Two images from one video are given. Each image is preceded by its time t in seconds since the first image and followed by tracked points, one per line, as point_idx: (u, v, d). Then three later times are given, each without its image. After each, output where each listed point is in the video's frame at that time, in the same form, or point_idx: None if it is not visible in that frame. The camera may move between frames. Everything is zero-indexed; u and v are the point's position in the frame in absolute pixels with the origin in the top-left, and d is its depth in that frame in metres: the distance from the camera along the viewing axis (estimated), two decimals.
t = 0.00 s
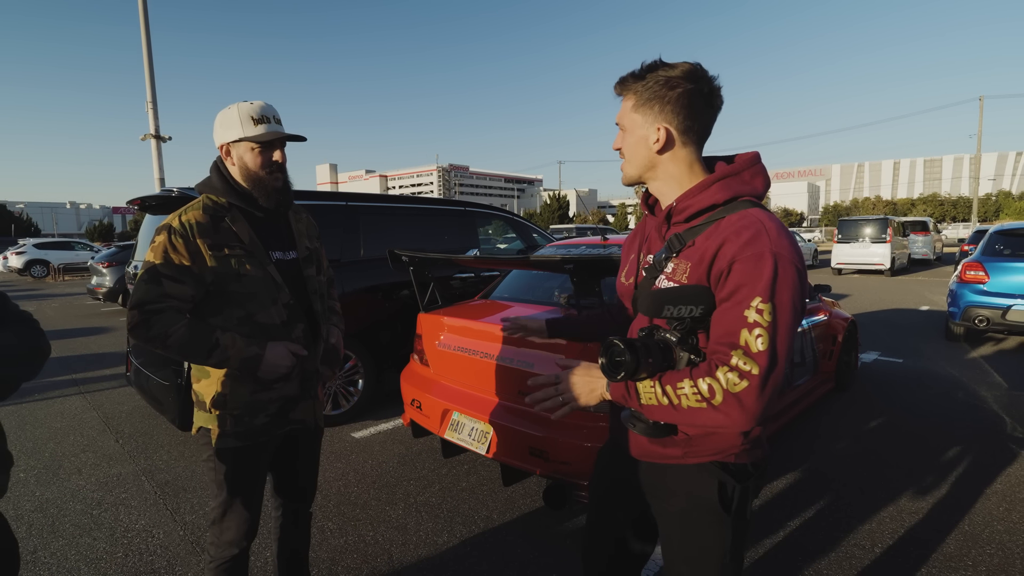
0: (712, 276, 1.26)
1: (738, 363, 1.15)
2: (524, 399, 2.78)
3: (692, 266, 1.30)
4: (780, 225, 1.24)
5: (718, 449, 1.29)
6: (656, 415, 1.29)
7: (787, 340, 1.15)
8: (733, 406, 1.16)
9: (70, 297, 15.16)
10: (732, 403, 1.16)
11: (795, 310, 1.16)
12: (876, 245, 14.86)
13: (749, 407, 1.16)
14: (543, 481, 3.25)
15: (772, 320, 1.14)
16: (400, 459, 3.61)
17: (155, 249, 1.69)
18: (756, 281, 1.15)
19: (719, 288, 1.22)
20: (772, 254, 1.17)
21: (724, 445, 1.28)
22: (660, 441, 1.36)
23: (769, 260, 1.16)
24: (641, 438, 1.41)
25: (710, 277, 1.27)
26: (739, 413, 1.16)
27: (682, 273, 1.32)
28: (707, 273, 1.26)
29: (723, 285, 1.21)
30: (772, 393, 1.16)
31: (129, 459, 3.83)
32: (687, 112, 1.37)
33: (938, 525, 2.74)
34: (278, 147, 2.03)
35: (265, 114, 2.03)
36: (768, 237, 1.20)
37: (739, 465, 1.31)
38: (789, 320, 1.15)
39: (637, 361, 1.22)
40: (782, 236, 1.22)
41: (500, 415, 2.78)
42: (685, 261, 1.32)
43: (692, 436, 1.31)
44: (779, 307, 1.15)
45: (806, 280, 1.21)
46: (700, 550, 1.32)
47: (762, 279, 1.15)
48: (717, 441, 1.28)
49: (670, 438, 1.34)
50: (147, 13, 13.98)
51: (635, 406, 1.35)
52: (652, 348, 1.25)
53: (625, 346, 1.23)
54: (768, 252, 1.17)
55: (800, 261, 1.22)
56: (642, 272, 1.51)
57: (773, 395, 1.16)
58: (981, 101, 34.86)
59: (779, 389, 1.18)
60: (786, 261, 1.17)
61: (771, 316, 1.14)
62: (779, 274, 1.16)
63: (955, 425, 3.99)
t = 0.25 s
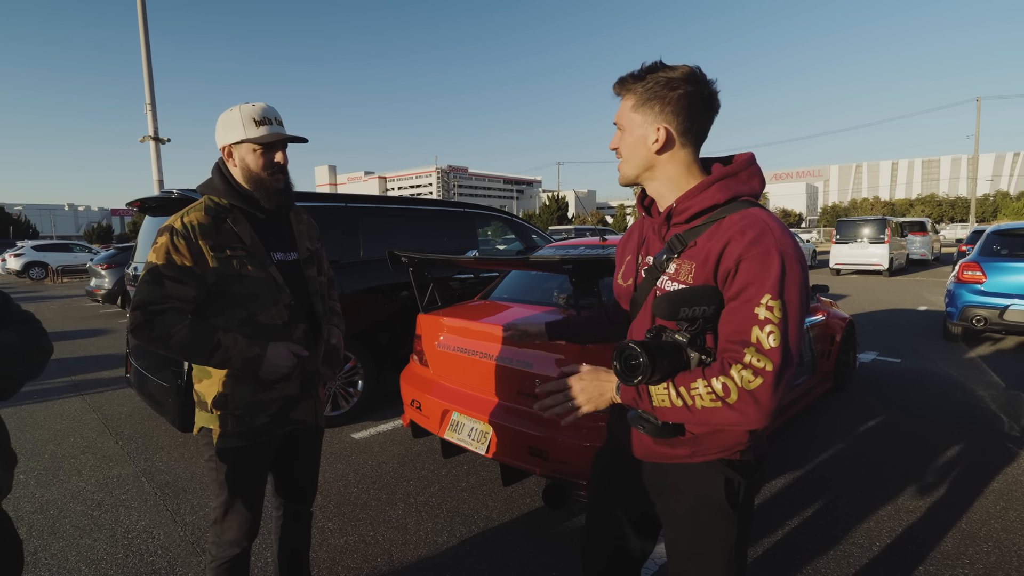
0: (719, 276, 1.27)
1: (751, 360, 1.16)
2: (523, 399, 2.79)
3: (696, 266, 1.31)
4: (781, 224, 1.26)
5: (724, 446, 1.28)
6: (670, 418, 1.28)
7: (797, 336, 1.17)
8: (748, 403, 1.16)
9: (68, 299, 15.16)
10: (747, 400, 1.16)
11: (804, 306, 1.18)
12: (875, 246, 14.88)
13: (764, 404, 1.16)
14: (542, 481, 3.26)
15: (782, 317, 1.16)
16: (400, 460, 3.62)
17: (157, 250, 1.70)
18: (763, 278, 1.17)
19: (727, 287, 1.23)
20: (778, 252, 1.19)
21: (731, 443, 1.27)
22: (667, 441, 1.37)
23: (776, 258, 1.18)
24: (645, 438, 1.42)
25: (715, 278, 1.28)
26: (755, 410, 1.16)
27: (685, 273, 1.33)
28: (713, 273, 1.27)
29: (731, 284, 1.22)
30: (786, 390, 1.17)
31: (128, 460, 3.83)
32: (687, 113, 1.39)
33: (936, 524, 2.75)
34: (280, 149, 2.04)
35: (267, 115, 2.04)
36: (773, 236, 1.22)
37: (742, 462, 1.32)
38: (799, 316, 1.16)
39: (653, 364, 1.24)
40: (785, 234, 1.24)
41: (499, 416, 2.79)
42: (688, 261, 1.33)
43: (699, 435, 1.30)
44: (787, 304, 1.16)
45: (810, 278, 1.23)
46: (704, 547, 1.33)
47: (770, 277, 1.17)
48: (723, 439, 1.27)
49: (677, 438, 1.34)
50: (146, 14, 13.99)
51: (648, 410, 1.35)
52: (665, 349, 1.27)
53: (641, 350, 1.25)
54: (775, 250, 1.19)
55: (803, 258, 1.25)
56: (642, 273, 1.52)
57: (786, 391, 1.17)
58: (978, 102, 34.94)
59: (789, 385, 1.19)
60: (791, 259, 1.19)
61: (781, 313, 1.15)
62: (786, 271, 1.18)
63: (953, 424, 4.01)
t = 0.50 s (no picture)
0: (715, 277, 1.27)
1: (749, 362, 1.16)
2: (522, 399, 2.79)
3: (693, 267, 1.32)
4: (777, 225, 1.27)
5: (719, 446, 1.29)
6: (670, 419, 1.29)
7: (794, 336, 1.17)
8: (746, 405, 1.17)
9: (67, 299, 15.14)
10: (745, 402, 1.17)
11: (799, 306, 1.19)
12: (873, 246, 14.91)
13: (761, 405, 1.17)
14: (541, 481, 3.27)
15: (778, 318, 1.16)
16: (399, 460, 3.62)
17: (157, 251, 1.70)
18: (759, 280, 1.18)
19: (723, 288, 1.24)
20: (774, 253, 1.19)
21: (727, 442, 1.28)
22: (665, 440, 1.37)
23: (772, 260, 1.18)
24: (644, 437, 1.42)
25: (711, 279, 1.28)
26: (752, 412, 1.17)
27: (683, 274, 1.34)
28: (710, 274, 1.28)
29: (727, 285, 1.23)
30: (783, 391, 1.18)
31: (128, 461, 3.83)
32: (684, 115, 1.40)
33: (934, 524, 2.75)
34: (280, 150, 2.05)
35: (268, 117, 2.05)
36: (768, 237, 1.22)
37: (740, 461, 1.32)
38: (794, 317, 1.17)
39: (651, 367, 1.25)
40: (781, 235, 1.25)
41: (498, 416, 2.80)
42: (685, 261, 1.34)
43: (695, 434, 1.31)
44: (783, 305, 1.17)
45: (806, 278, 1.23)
46: (702, 545, 1.34)
47: (766, 278, 1.17)
48: (720, 438, 1.28)
49: (674, 437, 1.35)
50: (145, 15, 13.98)
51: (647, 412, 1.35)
52: (662, 350, 1.27)
53: (640, 353, 1.26)
54: (770, 252, 1.20)
55: (799, 258, 1.25)
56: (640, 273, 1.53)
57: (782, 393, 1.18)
58: (977, 103, 35.02)
59: (785, 386, 1.20)
60: (787, 260, 1.20)
61: (777, 314, 1.16)
62: (781, 272, 1.18)
63: (951, 424, 4.02)
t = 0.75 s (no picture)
0: (716, 279, 1.27)
1: (756, 364, 1.17)
2: (521, 400, 2.79)
3: (693, 269, 1.32)
4: (776, 227, 1.28)
5: (719, 445, 1.30)
6: (676, 424, 1.29)
7: (798, 337, 1.19)
8: (754, 407, 1.18)
9: (66, 300, 15.12)
10: (754, 404, 1.18)
11: (801, 308, 1.20)
12: (872, 247, 14.92)
13: (769, 407, 1.18)
14: (540, 482, 3.27)
15: (783, 320, 1.18)
16: (398, 461, 3.62)
17: (156, 252, 1.70)
18: (763, 282, 1.18)
19: (725, 291, 1.24)
20: (776, 255, 1.20)
21: (728, 441, 1.29)
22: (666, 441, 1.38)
23: (775, 262, 1.19)
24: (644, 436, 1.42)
25: (712, 280, 1.29)
26: (761, 414, 1.18)
27: (682, 275, 1.34)
28: (711, 276, 1.28)
29: (730, 288, 1.24)
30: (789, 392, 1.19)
31: (126, 462, 3.83)
32: (688, 116, 1.41)
33: (932, 524, 2.76)
34: (280, 151, 2.05)
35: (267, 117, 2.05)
36: (770, 239, 1.22)
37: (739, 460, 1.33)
38: (798, 318, 1.19)
39: (660, 373, 1.24)
40: (780, 235, 1.26)
41: (496, 416, 2.80)
42: (684, 263, 1.34)
43: (697, 434, 1.31)
44: (788, 307, 1.18)
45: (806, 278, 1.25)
46: (701, 543, 1.34)
47: (769, 281, 1.18)
48: (720, 437, 1.29)
49: (676, 438, 1.35)
50: (144, 16, 13.98)
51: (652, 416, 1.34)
52: (668, 356, 1.26)
53: (647, 362, 1.25)
54: (773, 253, 1.20)
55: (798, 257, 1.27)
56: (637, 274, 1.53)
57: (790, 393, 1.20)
58: (975, 104, 35.08)
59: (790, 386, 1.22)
60: (789, 262, 1.21)
61: (782, 316, 1.17)
62: (784, 274, 1.19)
63: (949, 425, 4.02)
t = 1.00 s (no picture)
0: (727, 280, 1.28)
1: (773, 360, 1.18)
2: (519, 401, 2.80)
3: (702, 268, 1.32)
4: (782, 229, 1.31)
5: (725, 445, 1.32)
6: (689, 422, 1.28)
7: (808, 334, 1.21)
8: (772, 402, 1.18)
9: (64, 300, 15.10)
10: (772, 399, 1.18)
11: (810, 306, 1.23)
12: (870, 248, 14.94)
13: (786, 402, 1.19)
14: (538, 482, 3.27)
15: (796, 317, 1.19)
16: (396, 461, 3.62)
17: (153, 252, 1.71)
18: (776, 280, 1.20)
19: (738, 290, 1.25)
20: (787, 255, 1.23)
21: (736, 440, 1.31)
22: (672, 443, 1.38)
23: (786, 262, 1.22)
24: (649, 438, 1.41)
25: (722, 280, 1.29)
26: (777, 409, 1.18)
27: (690, 275, 1.34)
28: (720, 277, 1.29)
29: (742, 286, 1.25)
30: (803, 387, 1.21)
31: (125, 462, 3.83)
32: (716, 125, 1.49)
33: (929, 525, 2.77)
34: (278, 151, 2.06)
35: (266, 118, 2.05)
36: (780, 240, 1.25)
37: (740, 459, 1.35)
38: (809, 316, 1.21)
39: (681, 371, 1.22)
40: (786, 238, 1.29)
41: (495, 417, 2.80)
42: (692, 263, 1.34)
43: (703, 434, 1.32)
44: (800, 305, 1.21)
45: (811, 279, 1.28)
46: (700, 543, 1.35)
47: (782, 279, 1.20)
48: (727, 436, 1.31)
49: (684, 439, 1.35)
50: (144, 16, 13.99)
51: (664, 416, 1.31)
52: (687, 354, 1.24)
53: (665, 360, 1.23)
54: (784, 253, 1.23)
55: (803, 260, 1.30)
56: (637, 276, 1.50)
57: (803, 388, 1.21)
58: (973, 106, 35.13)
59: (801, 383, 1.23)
60: (798, 262, 1.24)
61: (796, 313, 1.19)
62: (795, 273, 1.22)
63: (947, 426, 4.03)
